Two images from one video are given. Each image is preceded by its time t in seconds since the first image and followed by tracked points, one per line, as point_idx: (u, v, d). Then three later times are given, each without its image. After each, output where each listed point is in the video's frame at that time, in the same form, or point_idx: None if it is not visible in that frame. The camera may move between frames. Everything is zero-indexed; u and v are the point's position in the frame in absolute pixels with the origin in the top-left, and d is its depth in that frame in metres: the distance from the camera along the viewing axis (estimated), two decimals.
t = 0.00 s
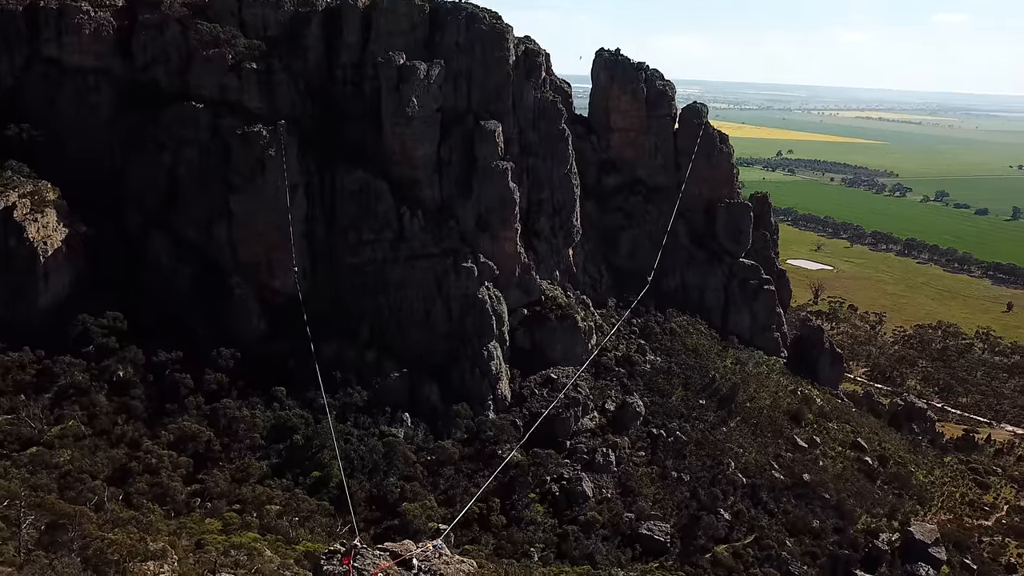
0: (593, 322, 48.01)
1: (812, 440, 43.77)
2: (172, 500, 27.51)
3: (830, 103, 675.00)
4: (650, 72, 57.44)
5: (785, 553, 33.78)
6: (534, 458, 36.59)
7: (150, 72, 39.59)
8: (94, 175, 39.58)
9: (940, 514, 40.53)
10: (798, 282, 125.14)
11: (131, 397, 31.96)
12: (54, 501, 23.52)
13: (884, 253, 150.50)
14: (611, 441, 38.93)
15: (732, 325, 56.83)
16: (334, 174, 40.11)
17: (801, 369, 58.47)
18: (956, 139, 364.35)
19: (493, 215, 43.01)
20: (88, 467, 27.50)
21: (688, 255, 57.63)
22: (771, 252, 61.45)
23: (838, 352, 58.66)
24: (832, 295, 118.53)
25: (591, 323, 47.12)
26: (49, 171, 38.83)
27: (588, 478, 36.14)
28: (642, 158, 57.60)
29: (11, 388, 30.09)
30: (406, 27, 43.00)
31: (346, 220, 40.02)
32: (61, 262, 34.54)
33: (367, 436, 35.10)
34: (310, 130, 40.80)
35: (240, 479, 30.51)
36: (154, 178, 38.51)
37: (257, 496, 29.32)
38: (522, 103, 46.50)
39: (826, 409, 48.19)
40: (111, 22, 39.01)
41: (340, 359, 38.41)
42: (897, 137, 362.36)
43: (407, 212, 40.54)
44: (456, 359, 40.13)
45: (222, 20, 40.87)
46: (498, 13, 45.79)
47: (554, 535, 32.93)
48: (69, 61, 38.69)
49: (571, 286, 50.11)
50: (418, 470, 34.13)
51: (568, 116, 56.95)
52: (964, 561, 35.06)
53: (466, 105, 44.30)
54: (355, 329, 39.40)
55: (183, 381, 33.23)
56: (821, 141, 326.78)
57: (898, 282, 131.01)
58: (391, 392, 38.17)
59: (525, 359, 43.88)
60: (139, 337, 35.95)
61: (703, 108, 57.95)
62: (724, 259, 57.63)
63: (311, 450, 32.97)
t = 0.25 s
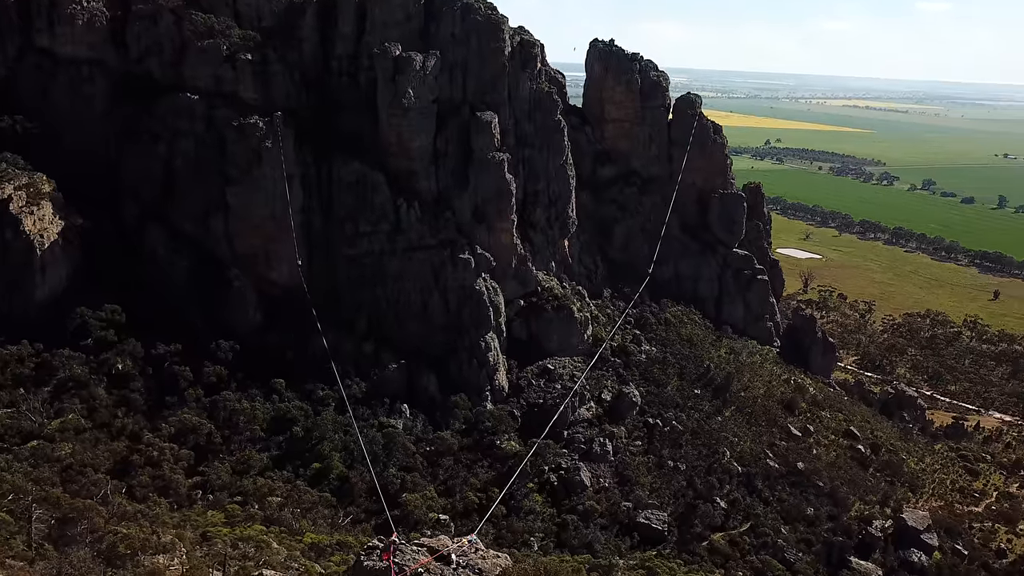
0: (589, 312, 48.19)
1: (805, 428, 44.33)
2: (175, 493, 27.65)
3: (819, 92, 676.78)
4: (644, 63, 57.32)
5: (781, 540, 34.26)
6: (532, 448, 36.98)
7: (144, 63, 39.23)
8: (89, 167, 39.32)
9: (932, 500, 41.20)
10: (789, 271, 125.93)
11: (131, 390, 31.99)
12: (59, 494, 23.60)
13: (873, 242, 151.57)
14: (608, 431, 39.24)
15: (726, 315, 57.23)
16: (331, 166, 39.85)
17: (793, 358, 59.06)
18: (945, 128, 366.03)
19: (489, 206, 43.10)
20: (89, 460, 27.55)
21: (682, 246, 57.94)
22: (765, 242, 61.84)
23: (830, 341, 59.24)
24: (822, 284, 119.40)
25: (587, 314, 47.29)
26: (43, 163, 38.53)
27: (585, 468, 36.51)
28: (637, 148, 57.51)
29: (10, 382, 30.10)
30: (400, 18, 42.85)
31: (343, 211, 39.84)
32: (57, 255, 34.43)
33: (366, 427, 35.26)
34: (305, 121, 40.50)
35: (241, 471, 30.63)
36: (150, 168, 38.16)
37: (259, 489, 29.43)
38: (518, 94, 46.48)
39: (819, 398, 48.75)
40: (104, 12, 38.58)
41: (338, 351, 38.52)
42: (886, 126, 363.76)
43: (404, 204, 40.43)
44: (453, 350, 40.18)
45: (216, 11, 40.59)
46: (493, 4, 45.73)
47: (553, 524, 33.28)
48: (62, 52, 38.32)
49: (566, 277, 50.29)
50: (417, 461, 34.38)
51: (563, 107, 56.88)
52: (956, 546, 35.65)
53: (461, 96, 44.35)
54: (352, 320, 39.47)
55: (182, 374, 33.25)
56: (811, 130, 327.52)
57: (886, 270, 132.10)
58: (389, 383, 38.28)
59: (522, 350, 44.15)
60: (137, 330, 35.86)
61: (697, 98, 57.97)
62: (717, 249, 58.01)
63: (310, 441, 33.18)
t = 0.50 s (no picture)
0: (585, 304, 48.40)
1: (799, 418, 44.90)
2: (178, 486, 27.77)
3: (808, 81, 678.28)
4: (639, 55, 57.40)
5: (776, 529, 34.75)
6: (530, 439, 37.32)
7: (138, 55, 38.90)
8: (84, 160, 39.12)
9: (923, 488, 41.86)
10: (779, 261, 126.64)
11: (130, 383, 31.99)
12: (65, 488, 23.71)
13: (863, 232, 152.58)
14: (605, 422, 39.63)
15: (719, 306, 57.63)
16: (327, 158, 39.75)
17: (786, 348, 59.71)
18: (934, 117, 367.62)
19: (486, 198, 43.11)
20: (92, 454, 27.61)
21: (676, 237, 58.16)
22: (758, 233, 62.21)
23: (822, 331, 59.98)
24: (813, 274, 120.21)
25: (583, 305, 47.52)
26: (39, 157, 38.41)
27: (583, 459, 36.87)
28: (631, 140, 57.62)
29: (10, 376, 30.08)
30: (395, 9, 42.32)
31: (340, 203, 39.77)
32: (55, 249, 34.32)
33: (365, 419, 35.40)
34: (301, 114, 40.42)
35: (242, 464, 30.76)
36: (147, 161, 37.91)
37: (261, 481, 29.57)
38: (514, 86, 46.47)
39: (812, 387, 49.30)
40: (97, 4, 38.19)
41: (336, 343, 38.64)
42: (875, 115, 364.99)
43: (401, 196, 40.38)
44: (451, 342, 40.32)
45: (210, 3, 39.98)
46: None
47: (552, 514, 33.63)
48: (55, 44, 37.97)
49: (562, 268, 50.46)
50: (417, 452, 34.63)
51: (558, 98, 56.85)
52: (947, 533, 36.27)
53: (457, 88, 44.17)
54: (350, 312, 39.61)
55: (182, 367, 33.28)
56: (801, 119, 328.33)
57: (873, 259, 133.22)
58: (387, 375, 38.43)
59: (519, 341, 44.34)
60: (135, 323, 35.83)
61: (691, 90, 58.14)
62: (711, 240, 58.31)
63: (310, 433, 33.30)
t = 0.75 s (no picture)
0: (581, 296, 48.57)
1: (793, 408, 45.38)
2: (180, 479, 27.89)
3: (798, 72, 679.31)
4: (633, 47, 57.52)
5: (772, 518, 35.20)
6: (529, 431, 37.50)
7: (133, 48, 38.60)
8: (79, 154, 38.77)
9: (916, 477, 42.44)
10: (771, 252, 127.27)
11: (130, 377, 32.01)
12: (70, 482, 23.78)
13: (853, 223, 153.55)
14: (602, 413, 39.96)
15: (713, 297, 58.01)
16: (325, 152, 39.86)
17: (779, 339, 60.14)
18: (922, 108, 369.30)
19: (482, 191, 43.27)
20: (93, 448, 27.66)
21: (671, 229, 58.21)
22: (752, 225, 62.57)
23: (815, 322, 60.44)
24: (804, 265, 120.94)
25: (579, 298, 47.70)
26: (32, 150, 37.96)
27: (582, 450, 37.19)
28: (626, 132, 57.74)
29: (9, 371, 30.07)
30: (392, 1, 42.10)
31: (337, 197, 39.82)
32: (52, 243, 34.22)
33: (364, 412, 35.55)
34: (298, 107, 40.37)
35: (244, 457, 30.87)
36: (143, 155, 37.99)
37: (262, 475, 29.67)
38: (510, 78, 46.49)
39: (805, 378, 49.79)
40: None
41: (335, 336, 38.72)
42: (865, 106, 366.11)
43: (398, 188, 40.38)
44: (449, 335, 40.48)
45: None
46: None
47: (551, 505, 33.95)
48: (49, 37, 37.66)
49: (558, 261, 50.59)
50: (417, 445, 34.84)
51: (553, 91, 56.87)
52: (940, 522, 36.83)
53: (454, 81, 43.98)
54: (349, 306, 39.62)
55: (181, 361, 33.32)
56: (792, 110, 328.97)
57: (862, 250, 134.14)
58: (386, 368, 38.60)
59: (516, 334, 44.51)
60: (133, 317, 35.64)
61: (685, 83, 58.38)
62: (705, 232, 58.56)
63: (310, 427, 33.41)
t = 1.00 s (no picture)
0: (578, 290, 48.75)
1: (789, 401, 45.82)
2: (184, 475, 28.03)
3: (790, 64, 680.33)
4: (629, 41, 57.53)
5: (770, 510, 35.62)
6: (528, 424, 37.75)
7: (128, 42, 38.35)
8: (74, 150, 38.35)
9: (910, 468, 42.99)
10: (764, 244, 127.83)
11: (130, 373, 32.06)
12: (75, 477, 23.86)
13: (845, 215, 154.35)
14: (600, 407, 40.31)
15: (709, 291, 58.34)
16: (322, 147, 39.76)
17: (774, 332, 60.60)
18: (913, 100, 370.87)
19: (480, 186, 43.18)
20: (96, 444, 27.72)
21: (667, 222, 58.36)
22: (746, 219, 62.87)
23: (809, 315, 60.92)
24: (796, 257, 121.59)
25: (577, 292, 47.89)
26: (26, 144, 37.43)
27: (580, 443, 37.58)
28: (622, 126, 57.79)
29: (9, 367, 30.06)
30: None
31: (335, 192, 39.78)
32: (50, 239, 34.16)
33: (364, 407, 35.68)
34: (295, 102, 40.21)
35: (245, 452, 31.00)
36: (139, 150, 37.79)
37: (264, 470, 29.79)
38: (507, 73, 46.50)
39: (800, 371, 50.22)
40: None
41: (334, 331, 38.79)
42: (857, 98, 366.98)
43: (396, 183, 40.39)
44: (448, 329, 40.62)
45: None
46: None
47: (551, 498, 34.25)
48: (44, 31, 37.38)
49: (556, 255, 50.73)
50: (417, 439, 35.03)
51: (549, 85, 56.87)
52: (934, 512, 37.34)
53: (451, 75, 43.92)
54: (347, 300, 39.65)
55: (182, 357, 33.37)
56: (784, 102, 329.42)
57: (853, 242, 134.89)
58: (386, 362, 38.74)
59: (513, 328, 44.67)
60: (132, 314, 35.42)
61: (680, 77, 58.41)
62: (700, 226, 58.78)
63: (311, 422, 33.53)
